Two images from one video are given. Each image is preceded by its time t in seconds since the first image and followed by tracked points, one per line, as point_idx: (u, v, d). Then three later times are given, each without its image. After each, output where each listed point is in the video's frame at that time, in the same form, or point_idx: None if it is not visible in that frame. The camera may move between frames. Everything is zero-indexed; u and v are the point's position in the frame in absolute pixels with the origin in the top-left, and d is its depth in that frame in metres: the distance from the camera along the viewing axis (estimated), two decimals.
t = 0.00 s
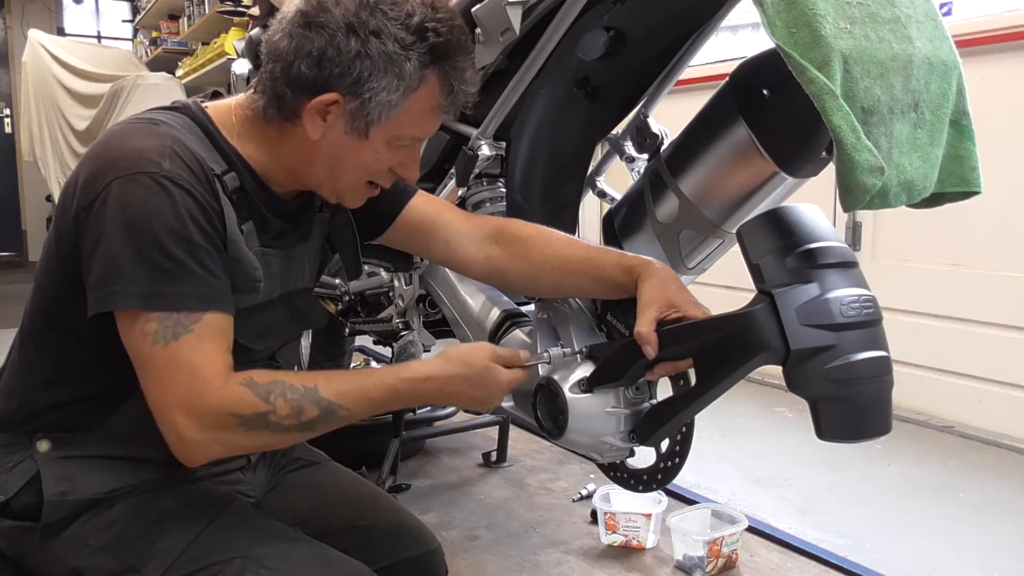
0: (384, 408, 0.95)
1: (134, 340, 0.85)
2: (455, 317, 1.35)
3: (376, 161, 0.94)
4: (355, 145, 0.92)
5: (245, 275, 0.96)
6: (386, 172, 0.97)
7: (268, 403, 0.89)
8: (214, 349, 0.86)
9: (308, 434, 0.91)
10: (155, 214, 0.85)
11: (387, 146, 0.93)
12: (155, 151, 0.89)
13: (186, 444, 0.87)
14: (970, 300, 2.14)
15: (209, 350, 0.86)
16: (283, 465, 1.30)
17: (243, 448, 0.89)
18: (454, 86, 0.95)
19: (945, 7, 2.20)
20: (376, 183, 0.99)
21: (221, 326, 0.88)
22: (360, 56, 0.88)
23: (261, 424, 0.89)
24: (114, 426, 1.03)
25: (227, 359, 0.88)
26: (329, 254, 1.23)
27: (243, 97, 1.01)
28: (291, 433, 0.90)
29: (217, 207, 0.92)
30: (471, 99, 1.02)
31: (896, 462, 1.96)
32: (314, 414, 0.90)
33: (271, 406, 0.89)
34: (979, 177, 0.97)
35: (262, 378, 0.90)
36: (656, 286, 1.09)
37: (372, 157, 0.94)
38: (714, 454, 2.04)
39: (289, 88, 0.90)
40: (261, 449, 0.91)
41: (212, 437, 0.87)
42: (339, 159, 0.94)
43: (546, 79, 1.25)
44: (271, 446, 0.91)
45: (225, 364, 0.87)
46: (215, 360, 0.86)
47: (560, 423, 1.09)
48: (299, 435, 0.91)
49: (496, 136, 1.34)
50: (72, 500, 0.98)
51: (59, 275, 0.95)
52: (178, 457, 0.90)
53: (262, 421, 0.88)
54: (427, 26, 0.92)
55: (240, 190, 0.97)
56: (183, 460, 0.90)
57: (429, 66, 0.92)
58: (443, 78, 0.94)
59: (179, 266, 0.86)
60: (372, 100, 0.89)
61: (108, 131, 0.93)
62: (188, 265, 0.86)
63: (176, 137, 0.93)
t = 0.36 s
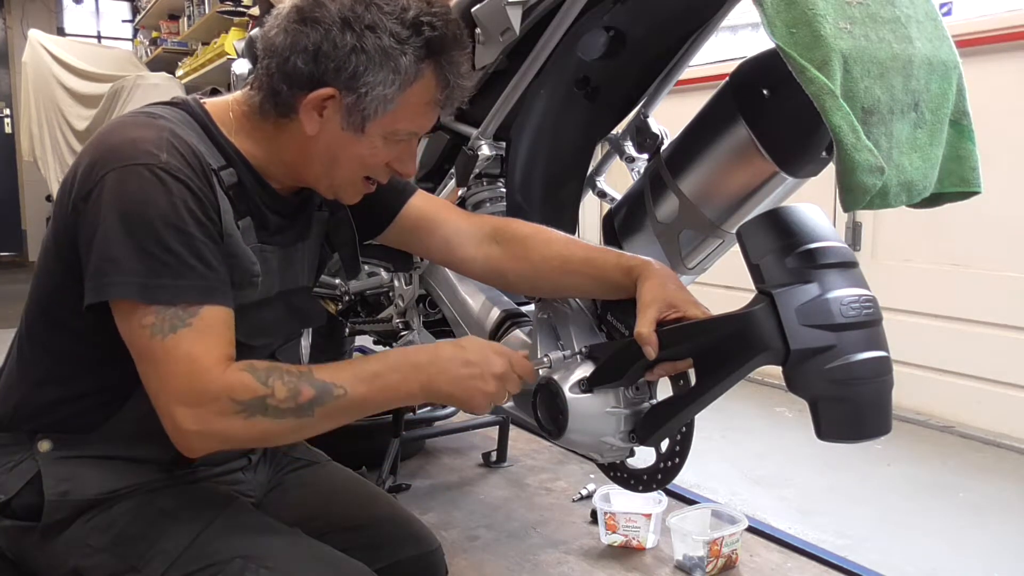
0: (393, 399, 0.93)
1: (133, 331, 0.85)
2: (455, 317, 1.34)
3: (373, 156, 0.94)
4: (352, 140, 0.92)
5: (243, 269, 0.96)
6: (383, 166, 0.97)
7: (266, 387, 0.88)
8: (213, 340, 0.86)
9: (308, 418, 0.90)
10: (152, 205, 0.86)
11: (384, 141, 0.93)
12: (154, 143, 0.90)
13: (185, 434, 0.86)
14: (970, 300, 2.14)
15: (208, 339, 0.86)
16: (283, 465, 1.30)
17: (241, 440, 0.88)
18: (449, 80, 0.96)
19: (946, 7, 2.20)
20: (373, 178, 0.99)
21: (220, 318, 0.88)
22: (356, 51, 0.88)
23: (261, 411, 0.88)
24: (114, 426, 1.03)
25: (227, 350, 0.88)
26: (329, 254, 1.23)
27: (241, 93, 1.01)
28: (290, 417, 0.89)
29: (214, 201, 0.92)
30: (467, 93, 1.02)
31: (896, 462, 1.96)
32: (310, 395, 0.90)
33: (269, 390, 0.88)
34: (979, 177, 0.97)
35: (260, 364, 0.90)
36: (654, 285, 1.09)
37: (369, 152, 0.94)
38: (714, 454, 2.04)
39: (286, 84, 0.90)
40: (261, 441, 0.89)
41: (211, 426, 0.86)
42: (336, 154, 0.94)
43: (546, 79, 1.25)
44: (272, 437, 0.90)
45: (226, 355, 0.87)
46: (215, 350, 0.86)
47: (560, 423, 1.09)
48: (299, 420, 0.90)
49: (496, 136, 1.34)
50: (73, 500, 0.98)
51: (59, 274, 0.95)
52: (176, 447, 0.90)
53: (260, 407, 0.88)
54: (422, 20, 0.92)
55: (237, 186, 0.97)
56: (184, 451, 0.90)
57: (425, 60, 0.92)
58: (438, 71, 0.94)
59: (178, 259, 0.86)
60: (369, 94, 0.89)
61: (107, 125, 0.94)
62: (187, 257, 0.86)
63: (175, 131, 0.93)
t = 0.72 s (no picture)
0: (394, 400, 0.93)
1: (134, 330, 0.85)
2: (455, 317, 1.34)
3: (371, 154, 0.94)
4: (350, 138, 0.92)
5: (244, 267, 0.96)
6: (382, 164, 0.97)
7: (265, 387, 0.88)
8: (214, 340, 0.86)
9: (308, 418, 0.90)
10: (152, 204, 0.86)
11: (382, 139, 0.93)
12: (154, 141, 0.90)
13: (188, 433, 0.87)
14: (970, 300, 2.14)
15: (208, 340, 0.86)
16: (283, 465, 1.30)
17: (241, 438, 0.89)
18: (447, 77, 0.96)
19: (946, 7, 2.19)
20: (372, 176, 0.99)
21: (224, 318, 0.88)
22: (353, 48, 0.88)
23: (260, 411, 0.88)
24: (114, 426, 1.03)
25: (228, 349, 0.88)
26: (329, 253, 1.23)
27: (239, 92, 1.01)
28: (289, 417, 0.89)
29: (213, 199, 0.92)
30: (464, 90, 1.02)
31: (896, 462, 1.96)
32: (309, 395, 0.90)
33: (268, 390, 0.88)
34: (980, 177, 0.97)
35: (260, 364, 0.90)
36: (653, 286, 1.09)
37: (367, 150, 0.94)
38: (714, 454, 2.04)
39: (283, 83, 0.90)
40: (260, 439, 0.90)
41: (211, 426, 0.87)
42: (334, 153, 0.94)
43: (546, 79, 1.24)
44: (272, 436, 0.90)
45: (226, 355, 0.87)
46: (215, 350, 0.86)
47: (560, 423, 1.09)
48: (298, 420, 0.90)
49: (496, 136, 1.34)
50: (73, 500, 0.98)
51: (61, 273, 0.95)
52: (180, 444, 0.91)
53: (260, 407, 0.88)
54: (419, 17, 0.92)
55: (237, 185, 0.97)
56: (187, 448, 0.90)
57: (422, 57, 0.92)
58: (436, 68, 0.94)
59: (179, 259, 0.86)
60: (366, 92, 0.89)
61: (108, 123, 0.94)
62: (187, 257, 0.86)
63: (174, 130, 0.93)
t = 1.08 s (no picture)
0: (396, 394, 0.92)
1: (132, 332, 0.85)
2: (455, 317, 1.34)
3: (369, 151, 0.94)
4: (346, 136, 0.92)
5: (243, 267, 0.96)
6: (379, 161, 0.97)
7: (269, 386, 0.89)
8: (214, 340, 0.86)
9: (309, 417, 0.90)
10: (151, 205, 0.86)
11: (379, 136, 0.93)
12: (151, 142, 0.90)
13: (189, 433, 0.88)
14: (970, 300, 2.14)
15: (209, 340, 0.86)
16: (283, 465, 1.30)
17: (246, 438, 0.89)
18: (443, 73, 0.95)
19: (946, 7, 2.19)
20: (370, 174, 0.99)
21: (224, 318, 0.88)
22: (347, 45, 0.88)
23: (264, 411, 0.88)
24: (114, 426, 1.03)
25: (231, 349, 0.88)
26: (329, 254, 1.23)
27: (237, 91, 1.01)
28: (292, 416, 0.89)
29: (211, 200, 0.93)
30: (461, 86, 1.01)
31: (896, 462, 1.96)
32: (311, 393, 0.90)
33: (271, 389, 0.89)
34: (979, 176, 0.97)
35: (262, 365, 0.90)
36: (654, 286, 1.09)
37: (364, 147, 0.94)
38: (714, 454, 2.04)
39: (279, 81, 0.90)
40: (263, 439, 0.90)
41: (215, 426, 0.87)
42: (330, 150, 0.94)
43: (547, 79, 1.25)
44: (275, 437, 0.90)
45: (229, 355, 0.88)
46: (216, 350, 0.86)
47: (560, 423, 1.09)
48: (300, 419, 0.89)
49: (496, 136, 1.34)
50: (73, 500, 0.98)
51: (60, 273, 0.95)
52: (181, 445, 0.91)
53: (262, 406, 0.88)
54: (414, 13, 0.91)
55: (235, 185, 0.97)
56: (190, 448, 0.90)
57: (418, 53, 0.92)
58: (433, 64, 0.94)
59: (178, 259, 0.86)
60: (362, 89, 0.89)
61: (105, 123, 0.94)
62: (186, 257, 0.86)
63: (171, 130, 0.93)
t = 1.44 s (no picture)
0: (395, 388, 0.92)
1: (135, 330, 0.85)
2: (455, 317, 1.34)
3: (368, 150, 0.94)
4: (345, 135, 0.92)
5: (244, 266, 0.96)
6: (378, 161, 0.97)
7: (267, 382, 0.88)
8: (215, 338, 0.86)
9: (308, 413, 0.90)
10: (151, 202, 0.86)
11: (378, 135, 0.93)
12: (152, 140, 0.90)
13: (191, 430, 0.88)
14: (970, 299, 2.14)
15: (210, 338, 0.86)
16: (283, 465, 1.30)
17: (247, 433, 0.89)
18: (442, 72, 0.95)
19: (945, 7, 2.19)
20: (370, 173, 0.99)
21: (225, 316, 0.88)
22: (345, 44, 0.88)
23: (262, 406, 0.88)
24: (114, 426, 1.03)
25: (232, 345, 0.88)
26: (328, 253, 1.23)
27: (237, 90, 1.01)
28: (291, 413, 0.89)
29: (212, 199, 0.93)
30: (460, 86, 1.01)
31: (896, 462, 1.96)
32: (309, 388, 0.90)
33: (269, 384, 0.88)
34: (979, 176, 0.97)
35: (261, 361, 0.90)
36: (655, 286, 1.09)
37: (363, 147, 0.94)
38: (714, 454, 2.04)
39: (278, 80, 0.91)
40: (263, 434, 0.90)
41: (216, 423, 0.87)
42: (329, 149, 0.94)
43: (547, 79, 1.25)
44: (274, 431, 0.90)
45: (229, 352, 0.88)
46: (217, 347, 0.86)
47: (560, 423, 1.09)
48: (298, 415, 0.90)
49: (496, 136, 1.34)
50: (73, 499, 0.98)
51: (61, 271, 0.95)
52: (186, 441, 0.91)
53: (261, 402, 0.88)
54: (412, 12, 0.91)
55: (236, 184, 0.97)
56: (194, 445, 0.91)
57: (416, 52, 0.92)
58: (432, 63, 0.94)
59: (179, 257, 0.86)
60: (360, 88, 0.89)
61: (108, 121, 0.94)
62: (187, 255, 0.86)
63: (172, 129, 0.93)
